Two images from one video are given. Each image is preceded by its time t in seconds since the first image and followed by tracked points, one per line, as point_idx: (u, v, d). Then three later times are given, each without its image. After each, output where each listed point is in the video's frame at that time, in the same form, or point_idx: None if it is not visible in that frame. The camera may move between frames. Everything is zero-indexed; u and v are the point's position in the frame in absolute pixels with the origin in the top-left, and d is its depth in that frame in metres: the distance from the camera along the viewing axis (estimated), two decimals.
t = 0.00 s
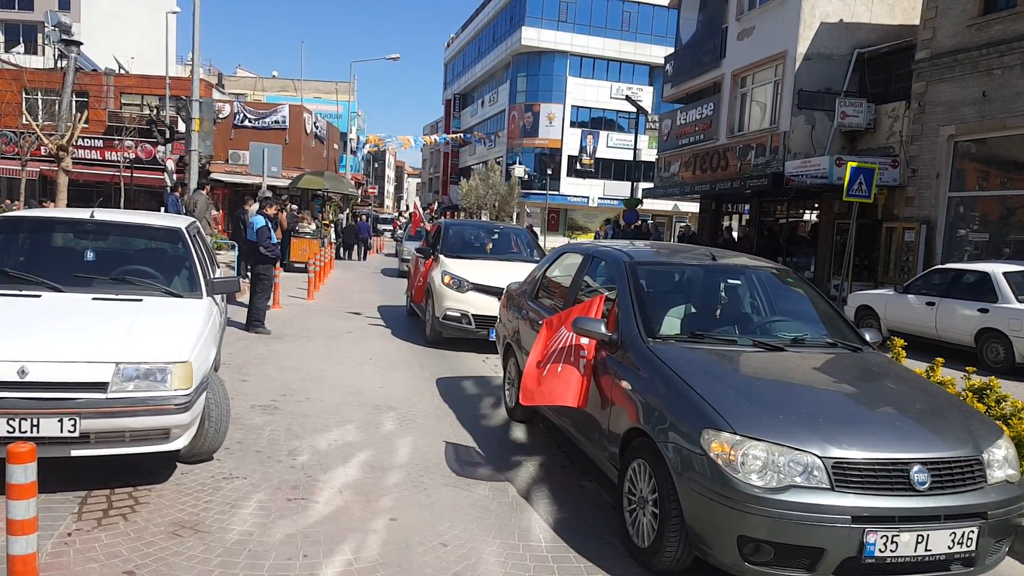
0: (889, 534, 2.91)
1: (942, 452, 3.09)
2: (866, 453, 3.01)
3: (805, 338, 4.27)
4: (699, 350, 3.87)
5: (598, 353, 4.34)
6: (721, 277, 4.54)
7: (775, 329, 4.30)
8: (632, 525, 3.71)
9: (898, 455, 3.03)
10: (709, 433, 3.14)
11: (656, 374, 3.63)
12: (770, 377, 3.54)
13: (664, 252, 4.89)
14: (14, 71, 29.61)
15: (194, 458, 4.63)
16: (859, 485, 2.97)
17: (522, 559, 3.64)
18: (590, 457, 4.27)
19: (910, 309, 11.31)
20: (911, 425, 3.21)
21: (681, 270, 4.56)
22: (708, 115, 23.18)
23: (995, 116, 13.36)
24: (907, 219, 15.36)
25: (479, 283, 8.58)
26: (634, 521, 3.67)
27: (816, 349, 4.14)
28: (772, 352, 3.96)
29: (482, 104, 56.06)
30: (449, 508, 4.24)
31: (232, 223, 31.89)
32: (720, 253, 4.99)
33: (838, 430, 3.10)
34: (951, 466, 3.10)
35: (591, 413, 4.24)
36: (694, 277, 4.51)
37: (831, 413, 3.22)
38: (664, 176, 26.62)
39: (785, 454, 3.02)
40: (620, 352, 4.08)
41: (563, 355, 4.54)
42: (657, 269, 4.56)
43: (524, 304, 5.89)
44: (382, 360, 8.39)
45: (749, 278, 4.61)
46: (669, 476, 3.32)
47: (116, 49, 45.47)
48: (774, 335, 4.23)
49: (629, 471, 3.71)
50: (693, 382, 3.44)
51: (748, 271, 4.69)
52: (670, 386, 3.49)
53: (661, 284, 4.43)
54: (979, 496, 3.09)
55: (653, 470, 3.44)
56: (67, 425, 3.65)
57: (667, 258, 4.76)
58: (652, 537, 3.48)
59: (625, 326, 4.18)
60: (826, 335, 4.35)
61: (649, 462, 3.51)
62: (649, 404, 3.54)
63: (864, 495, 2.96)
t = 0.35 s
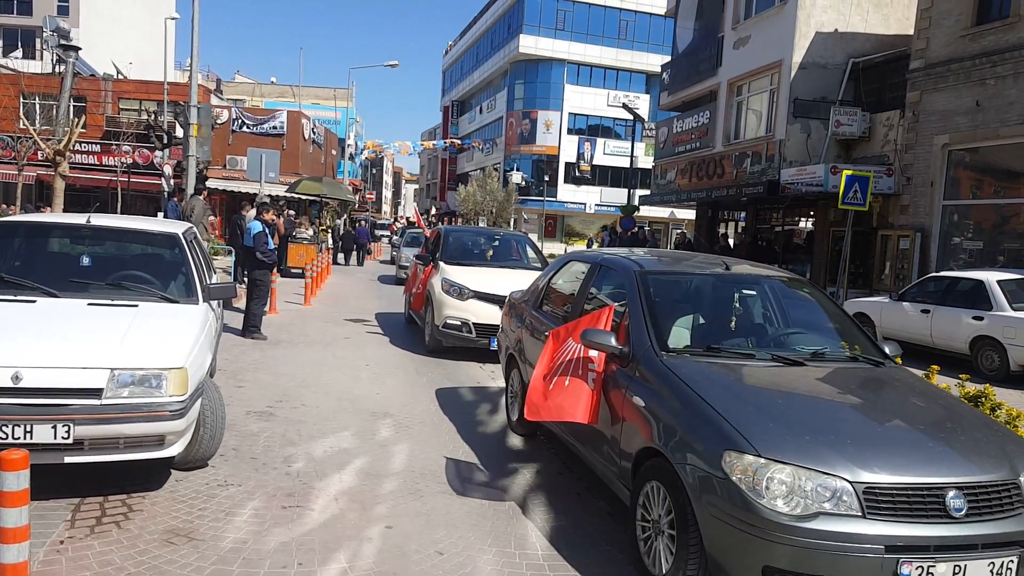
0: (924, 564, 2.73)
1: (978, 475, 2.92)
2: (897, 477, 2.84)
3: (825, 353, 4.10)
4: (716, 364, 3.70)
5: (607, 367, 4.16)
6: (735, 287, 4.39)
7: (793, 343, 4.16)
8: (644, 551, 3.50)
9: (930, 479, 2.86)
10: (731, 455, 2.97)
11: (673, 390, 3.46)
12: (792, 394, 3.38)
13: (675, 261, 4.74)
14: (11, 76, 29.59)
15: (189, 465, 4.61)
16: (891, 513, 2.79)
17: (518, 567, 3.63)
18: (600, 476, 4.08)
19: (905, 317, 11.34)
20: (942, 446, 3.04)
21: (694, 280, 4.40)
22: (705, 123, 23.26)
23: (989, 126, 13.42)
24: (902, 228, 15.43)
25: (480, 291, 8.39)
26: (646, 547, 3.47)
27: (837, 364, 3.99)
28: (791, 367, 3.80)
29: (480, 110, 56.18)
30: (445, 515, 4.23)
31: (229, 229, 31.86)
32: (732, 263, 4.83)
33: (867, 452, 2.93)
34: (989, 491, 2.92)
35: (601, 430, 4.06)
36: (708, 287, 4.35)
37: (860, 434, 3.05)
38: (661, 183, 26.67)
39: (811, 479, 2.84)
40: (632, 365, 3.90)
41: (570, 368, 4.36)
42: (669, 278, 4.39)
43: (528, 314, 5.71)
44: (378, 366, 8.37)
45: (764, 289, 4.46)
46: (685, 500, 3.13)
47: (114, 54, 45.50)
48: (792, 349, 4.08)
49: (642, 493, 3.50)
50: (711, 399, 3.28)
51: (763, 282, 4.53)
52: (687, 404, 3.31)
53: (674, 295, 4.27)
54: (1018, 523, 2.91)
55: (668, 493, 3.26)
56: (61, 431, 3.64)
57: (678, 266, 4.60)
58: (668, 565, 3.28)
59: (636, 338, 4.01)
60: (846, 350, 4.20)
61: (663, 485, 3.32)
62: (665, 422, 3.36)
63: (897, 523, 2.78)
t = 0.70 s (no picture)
0: None
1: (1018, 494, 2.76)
2: (933, 497, 2.68)
3: (846, 362, 3.93)
4: (733, 375, 3.53)
5: (618, 379, 3.98)
6: (750, 293, 4.21)
7: (811, 351, 3.98)
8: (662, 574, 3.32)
9: (969, 499, 2.70)
10: (756, 474, 2.81)
11: (691, 404, 3.28)
12: (816, 406, 3.22)
13: (687, 266, 4.57)
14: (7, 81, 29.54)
15: (187, 470, 4.60)
16: (927, 535, 2.64)
17: (515, 570, 3.64)
18: (613, 493, 3.90)
19: (902, 320, 11.37)
20: (978, 464, 2.88)
21: (707, 285, 4.23)
22: (701, 127, 23.33)
23: (985, 128, 13.48)
24: (898, 231, 15.50)
25: (479, 297, 8.28)
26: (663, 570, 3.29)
27: (861, 373, 3.81)
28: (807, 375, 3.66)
29: (476, 115, 56.25)
30: (443, 519, 4.23)
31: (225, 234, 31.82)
32: (746, 268, 4.66)
33: (900, 471, 2.77)
34: None
35: (612, 445, 3.88)
36: (722, 293, 4.17)
37: (891, 450, 2.90)
38: (658, 187, 26.70)
39: (842, 499, 2.68)
40: (645, 377, 3.73)
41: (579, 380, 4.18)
42: (681, 284, 4.22)
43: (532, 323, 5.54)
44: (375, 371, 8.36)
45: (781, 295, 4.29)
46: (706, 521, 2.96)
47: (110, 59, 45.42)
48: (813, 359, 3.90)
49: (658, 513, 3.33)
50: (732, 414, 3.12)
51: (780, 288, 4.36)
52: (708, 419, 3.15)
53: (687, 301, 4.09)
54: None
55: (687, 512, 3.09)
56: (58, 437, 3.63)
57: (690, 272, 4.43)
58: None
59: (649, 348, 3.83)
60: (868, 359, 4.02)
61: (682, 505, 3.15)
62: (684, 438, 3.19)
63: (933, 546, 2.62)
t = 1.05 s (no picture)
0: None
1: None
2: (986, 515, 2.48)
3: (881, 368, 3.71)
4: (762, 382, 3.32)
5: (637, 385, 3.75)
6: (777, 294, 3.99)
7: (842, 356, 3.76)
8: None
9: None
10: (794, 489, 2.61)
11: (720, 415, 3.06)
12: (854, 416, 3.01)
13: (708, 266, 4.34)
14: (13, 83, 29.69)
15: (194, 468, 4.64)
16: (983, 559, 2.43)
17: (520, 567, 3.66)
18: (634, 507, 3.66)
19: (909, 317, 11.36)
20: None
21: (732, 286, 4.00)
22: (705, 124, 23.31)
23: (994, 123, 13.42)
24: (905, 227, 15.48)
25: (485, 296, 8.23)
26: None
27: (897, 379, 3.59)
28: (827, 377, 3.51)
29: (478, 113, 56.27)
30: (447, 516, 4.26)
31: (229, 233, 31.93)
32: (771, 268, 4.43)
33: (950, 487, 2.56)
34: None
35: (632, 455, 3.66)
36: (748, 294, 3.95)
37: (938, 464, 2.69)
38: (661, 184, 26.67)
39: (889, 519, 2.47)
40: (667, 384, 3.50)
41: (595, 387, 3.94)
42: (704, 285, 3.99)
43: (544, 326, 5.31)
44: (380, 369, 8.39)
45: (809, 296, 4.06)
46: (738, 540, 2.74)
47: (114, 60, 45.55)
48: (845, 364, 3.68)
49: (685, 532, 3.09)
50: (765, 426, 2.91)
51: (808, 289, 4.13)
52: (740, 430, 2.93)
53: (711, 303, 3.86)
54: None
55: (715, 529, 2.87)
56: (67, 435, 3.66)
57: (712, 271, 4.20)
58: None
59: (671, 353, 3.61)
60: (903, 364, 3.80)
61: (710, 523, 2.92)
62: (715, 450, 2.96)
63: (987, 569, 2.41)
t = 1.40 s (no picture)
0: None
1: None
2: None
3: (925, 378, 3.52)
4: (801, 394, 3.13)
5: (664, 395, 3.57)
6: (811, 300, 3.82)
7: (882, 365, 3.60)
8: None
9: None
10: (843, 514, 2.42)
11: (758, 430, 2.88)
12: (900, 429, 2.84)
13: (737, 268, 4.18)
14: (27, 79, 29.93)
15: (203, 463, 4.65)
16: None
17: (527, 566, 3.65)
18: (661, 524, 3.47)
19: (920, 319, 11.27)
20: None
21: (764, 291, 3.84)
22: (716, 123, 23.21)
23: (1007, 124, 13.26)
24: (917, 228, 15.36)
25: (497, 296, 8.18)
26: None
27: (944, 391, 3.39)
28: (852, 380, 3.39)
29: (489, 111, 56.26)
30: (455, 514, 4.25)
31: (240, 230, 32.08)
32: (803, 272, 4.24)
33: (1012, 513, 2.37)
34: None
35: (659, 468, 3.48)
36: (780, 300, 3.79)
37: (995, 486, 2.50)
38: (671, 183, 26.57)
39: (950, 548, 2.28)
40: (698, 394, 3.32)
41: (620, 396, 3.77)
42: (736, 289, 3.82)
43: (563, 329, 5.15)
44: (388, 367, 8.40)
45: (844, 302, 3.90)
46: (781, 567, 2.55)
47: (127, 56, 45.82)
48: (887, 375, 3.49)
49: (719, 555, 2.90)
50: (808, 442, 2.72)
51: (844, 296, 3.94)
52: (780, 445, 2.75)
53: (743, 309, 3.69)
54: None
55: (752, 553, 2.68)
56: (77, 429, 3.67)
57: (742, 274, 4.04)
58: None
59: (702, 361, 3.42)
60: (948, 376, 3.60)
61: (746, 545, 2.73)
62: (753, 468, 2.78)
63: None
